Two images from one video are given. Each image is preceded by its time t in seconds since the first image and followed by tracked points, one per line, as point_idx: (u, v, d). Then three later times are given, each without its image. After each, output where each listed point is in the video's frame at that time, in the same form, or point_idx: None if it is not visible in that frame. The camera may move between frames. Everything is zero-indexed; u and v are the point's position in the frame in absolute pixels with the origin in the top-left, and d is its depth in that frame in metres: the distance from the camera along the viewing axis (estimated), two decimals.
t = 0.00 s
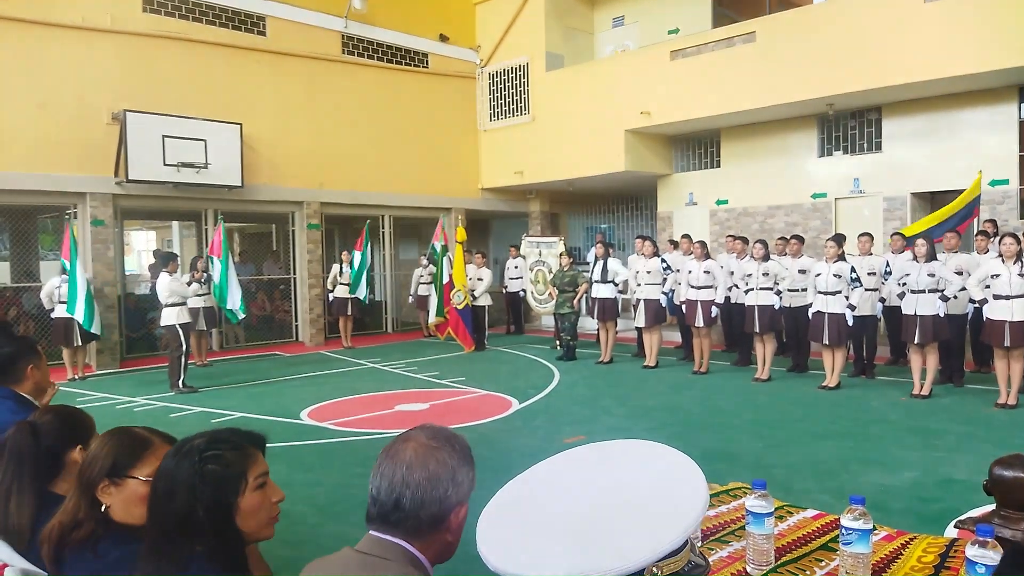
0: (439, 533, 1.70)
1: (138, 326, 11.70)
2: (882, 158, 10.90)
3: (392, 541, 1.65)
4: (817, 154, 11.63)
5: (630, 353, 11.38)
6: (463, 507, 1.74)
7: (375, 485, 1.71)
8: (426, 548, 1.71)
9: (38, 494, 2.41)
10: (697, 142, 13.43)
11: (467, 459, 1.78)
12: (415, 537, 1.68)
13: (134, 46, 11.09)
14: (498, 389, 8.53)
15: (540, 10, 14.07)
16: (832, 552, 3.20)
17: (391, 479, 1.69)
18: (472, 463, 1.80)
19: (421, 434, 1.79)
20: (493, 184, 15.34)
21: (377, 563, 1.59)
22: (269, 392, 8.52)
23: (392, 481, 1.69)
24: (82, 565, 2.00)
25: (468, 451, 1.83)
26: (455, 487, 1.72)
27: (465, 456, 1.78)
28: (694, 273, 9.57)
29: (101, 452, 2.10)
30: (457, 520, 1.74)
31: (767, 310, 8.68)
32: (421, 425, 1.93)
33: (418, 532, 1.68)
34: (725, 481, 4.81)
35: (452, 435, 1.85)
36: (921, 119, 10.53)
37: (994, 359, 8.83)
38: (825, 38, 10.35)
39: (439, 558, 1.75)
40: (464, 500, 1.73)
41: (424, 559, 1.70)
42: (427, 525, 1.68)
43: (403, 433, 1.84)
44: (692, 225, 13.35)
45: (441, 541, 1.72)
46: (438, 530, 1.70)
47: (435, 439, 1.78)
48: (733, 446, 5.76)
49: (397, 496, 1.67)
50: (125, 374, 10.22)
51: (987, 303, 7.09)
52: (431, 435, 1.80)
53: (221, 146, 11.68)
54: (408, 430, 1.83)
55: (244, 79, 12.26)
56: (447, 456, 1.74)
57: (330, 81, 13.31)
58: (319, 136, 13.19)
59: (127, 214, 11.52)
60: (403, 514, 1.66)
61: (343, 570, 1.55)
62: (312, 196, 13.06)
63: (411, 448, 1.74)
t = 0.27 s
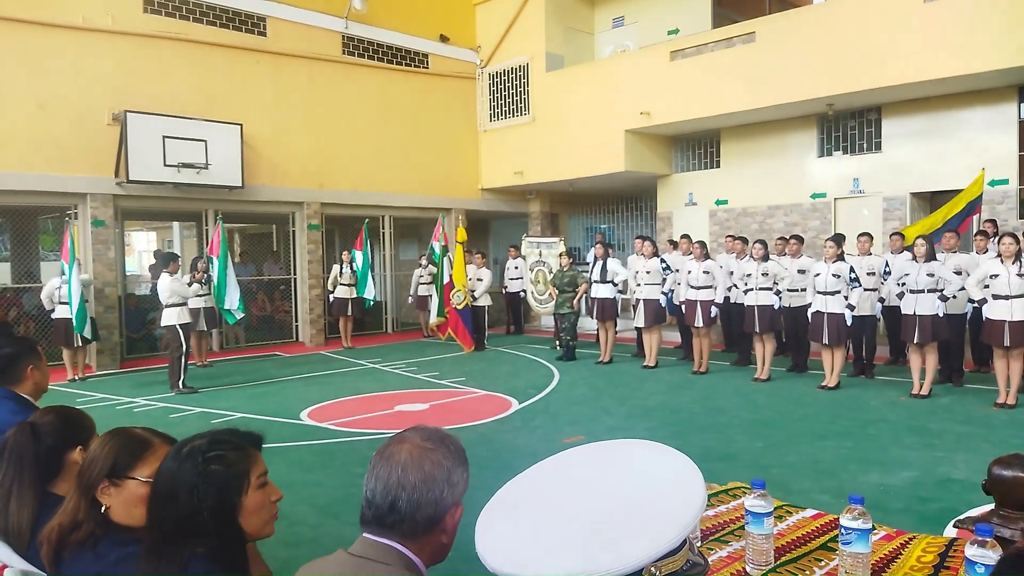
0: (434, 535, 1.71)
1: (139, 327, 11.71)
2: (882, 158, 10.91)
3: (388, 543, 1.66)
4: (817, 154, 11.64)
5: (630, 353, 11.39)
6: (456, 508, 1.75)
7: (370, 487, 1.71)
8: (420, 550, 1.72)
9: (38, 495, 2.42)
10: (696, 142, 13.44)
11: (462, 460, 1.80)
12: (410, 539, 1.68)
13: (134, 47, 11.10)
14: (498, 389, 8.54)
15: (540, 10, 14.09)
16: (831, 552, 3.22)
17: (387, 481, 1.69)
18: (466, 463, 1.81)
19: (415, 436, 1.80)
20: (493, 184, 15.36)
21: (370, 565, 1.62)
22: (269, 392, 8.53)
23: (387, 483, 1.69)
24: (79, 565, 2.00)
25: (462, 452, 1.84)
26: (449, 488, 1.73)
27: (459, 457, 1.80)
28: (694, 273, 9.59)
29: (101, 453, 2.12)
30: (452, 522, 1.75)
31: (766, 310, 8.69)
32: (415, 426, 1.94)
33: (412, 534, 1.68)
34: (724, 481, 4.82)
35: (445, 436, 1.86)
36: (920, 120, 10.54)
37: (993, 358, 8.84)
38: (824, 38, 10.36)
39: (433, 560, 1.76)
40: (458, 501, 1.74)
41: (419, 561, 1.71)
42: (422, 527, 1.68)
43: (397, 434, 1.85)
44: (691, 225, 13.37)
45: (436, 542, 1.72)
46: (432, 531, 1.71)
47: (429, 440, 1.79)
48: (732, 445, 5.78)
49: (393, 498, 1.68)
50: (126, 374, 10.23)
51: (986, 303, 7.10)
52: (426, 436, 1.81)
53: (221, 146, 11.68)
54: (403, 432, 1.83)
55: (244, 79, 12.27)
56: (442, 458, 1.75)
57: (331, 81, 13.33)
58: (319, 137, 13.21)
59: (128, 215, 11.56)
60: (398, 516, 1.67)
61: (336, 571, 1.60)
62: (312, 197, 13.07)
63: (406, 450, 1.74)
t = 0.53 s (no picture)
0: (434, 534, 1.74)
1: (139, 327, 11.72)
2: (880, 159, 10.95)
3: (390, 543, 1.68)
4: (815, 155, 11.68)
5: (629, 353, 11.42)
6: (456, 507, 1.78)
7: (371, 487, 1.73)
8: (419, 550, 1.74)
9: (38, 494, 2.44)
10: (694, 143, 13.48)
11: (461, 459, 1.83)
12: (411, 539, 1.71)
13: (134, 47, 11.12)
14: (496, 388, 8.57)
15: (538, 11, 14.13)
16: (829, 551, 3.25)
17: (388, 481, 1.72)
18: (464, 463, 1.84)
19: (415, 436, 1.82)
20: (492, 184, 15.39)
21: (369, 565, 1.63)
22: (268, 392, 8.55)
23: (389, 482, 1.72)
24: (84, 564, 1.99)
25: (459, 451, 1.88)
26: (450, 488, 1.76)
27: (458, 456, 1.83)
28: (692, 273, 9.62)
29: (101, 453, 2.11)
30: (452, 520, 1.78)
31: (763, 311, 8.73)
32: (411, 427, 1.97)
33: (413, 535, 1.71)
34: (723, 480, 4.85)
35: (443, 436, 1.89)
36: (918, 121, 10.59)
37: (990, 358, 8.88)
38: (822, 40, 10.40)
39: (432, 559, 1.78)
40: (458, 499, 1.78)
41: (419, 560, 1.74)
42: (423, 527, 1.71)
43: (397, 434, 1.88)
44: (690, 225, 13.41)
45: (435, 542, 1.75)
46: (433, 531, 1.73)
47: (428, 440, 1.82)
48: (731, 445, 5.81)
49: (394, 497, 1.70)
50: (126, 374, 10.24)
51: (983, 303, 7.14)
52: (425, 436, 1.83)
53: (221, 147, 11.70)
54: (401, 432, 1.86)
55: (243, 80, 12.28)
56: (442, 457, 1.78)
57: (330, 82, 13.36)
58: (319, 138, 13.23)
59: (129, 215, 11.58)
60: (400, 516, 1.69)
61: (335, 571, 1.61)
62: (312, 197, 13.08)
63: (407, 449, 1.77)
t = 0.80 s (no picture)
0: (437, 533, 1.74)
1: (143, 326, 11.73)
2: (882, 157, 10.93)
3: (392, 543, 1.68)
4: (817, 153, 11.67)
5: (631, 352, 11.42)
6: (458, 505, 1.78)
7: (372, 487, 1.73)
8: (422, 548, 1.75)
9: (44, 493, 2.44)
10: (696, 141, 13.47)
11: (462, 457, 1.83)
12: (413, 538, 1.71)
13: (136, 47, 11.12)
14: (499, 387, 8.56)
15: (539, 10, 14.12)
16: (835, 549, 3.24)
17: (389, 481, 1.72)
18: (465, 461, 1.84)
19: (416, 434, 1.81)
20: (494, 183, 15.39)
21: (372, 564, 1.63)
22: (271, 391, 8.56)
23: (390, 482, 1.72)
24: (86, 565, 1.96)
25: (461, 448, 1.87)
26: (451, 487, 1.75)
27: (459, 454, 1.82)
28: (695, 272, 9.62)
29: (103, 454, 2.09)
30: (454, 518, 1.78)
31: (766, 309, 8.70)
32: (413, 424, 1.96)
33: (415, 534, 1.71)
34: (727, 479, 4.85)
35: (444, 433, 1.88)
36: (920, 119, 10.57)
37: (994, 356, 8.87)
38: (824, 37, 10.39)
39: (435, 556, 1.79)
40: (460, 498, 1.77)
41: (422, 559, 1.74)
42: (424, 526, 1.71)
43: (398, 432, 1.87)
44: (692, 223, 13.40)
45: (437, 541, 1.75)
46: (435, 530, 1.73)
47: (429, 438, 1.82)
48: (734, 443, 5.80)
49: (396, 498, 1.70)
50: (129, 373, 10.25)
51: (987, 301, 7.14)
52: (425, 434, 1.82)
53: (223, 146, 11.70)
54: (403, 430, 1.85)
55: (245, 79, 12.28)
56: (443, 456, 1.77)
57: (332, 81, 13.35)
58: (321, 137, 13.22)
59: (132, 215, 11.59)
60: (402, 516, 1.69)
61: (339, 570, 1.60)
62: (314, 196, 13.07)
63: (407, 448, 1.76)
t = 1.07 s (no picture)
0: (435, 533, 1.74)
1: (147, 325, 11.77)
2: (888, 158, 10.89)
3: (390, 543, 1.69)
4: (823, 153, 11.63)
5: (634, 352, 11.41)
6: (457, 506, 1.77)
7: (370, 486, 1.74)
8: (421, 548, 1.74)
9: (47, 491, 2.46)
10: (701, 142, 13.44)
11: (461, 458, 1.82)
12: (411, 538, 1.71)
13: (142, 46, 11.16)
14: (502, 387, 8.57)
15: (544, 10, 14.12)
16: (837, 551, 3.24)
17: (387, 481, 1.72)
18: (465, 461, 1.83)
19: (415, 434, 1.81)
20: (498, 183, 15.41)
21: (370, 565, 1.64)
22: (274, 390, 8.57)
23: (388, 482, 1.72)
24: (88, 565, 1.96)
25: (462, 448, 1.87)
26: (450, 487, 1.75)
27: (459, 454, 1.82)
28: (699, 272, 9.60)
29: (103, 453, 2.09)
30: (452, 518, 1.77)
31: (770, 309, 8.68)
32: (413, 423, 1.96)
33: (413, 534, 1.71)
34: (729, 480, 4.85)
35: (445, 433, 1.88)
36: (926, 120, 10.53)
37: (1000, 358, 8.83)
38: (829, 38, 10.36)
39: (435, 556, 1.79)
40: (459, 498, 1.77)
41: (421, 559, 1.74)
42: (423, 526, 1.71)
43: (397, 432, 1.87)
44: (696, 224, 13.38)
45: (436, 541, 1.75)
46: (434, 531, 1.73)
47: (429, 437, 1.81)
48: (737, 445, 5.79)
49: (393, 498, 1.70)
50: (133, 372, 10.28)
51: (991, 302, 7.08)
52: (425, 434, 1.82)
53: (227, 145, 11.73)
54: (402, 430, 1.85)
55: (251, 79, 12.32)
56: (442, 456, 1.77)
57: (337, 81, 13.37)
58: (325, 137, 13.24)
59: (136, 214, 11.63)
60: (400, 516, 1.69)
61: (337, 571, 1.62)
62: (319, 196, 13.09)
63: (406, 448, 1.76)
